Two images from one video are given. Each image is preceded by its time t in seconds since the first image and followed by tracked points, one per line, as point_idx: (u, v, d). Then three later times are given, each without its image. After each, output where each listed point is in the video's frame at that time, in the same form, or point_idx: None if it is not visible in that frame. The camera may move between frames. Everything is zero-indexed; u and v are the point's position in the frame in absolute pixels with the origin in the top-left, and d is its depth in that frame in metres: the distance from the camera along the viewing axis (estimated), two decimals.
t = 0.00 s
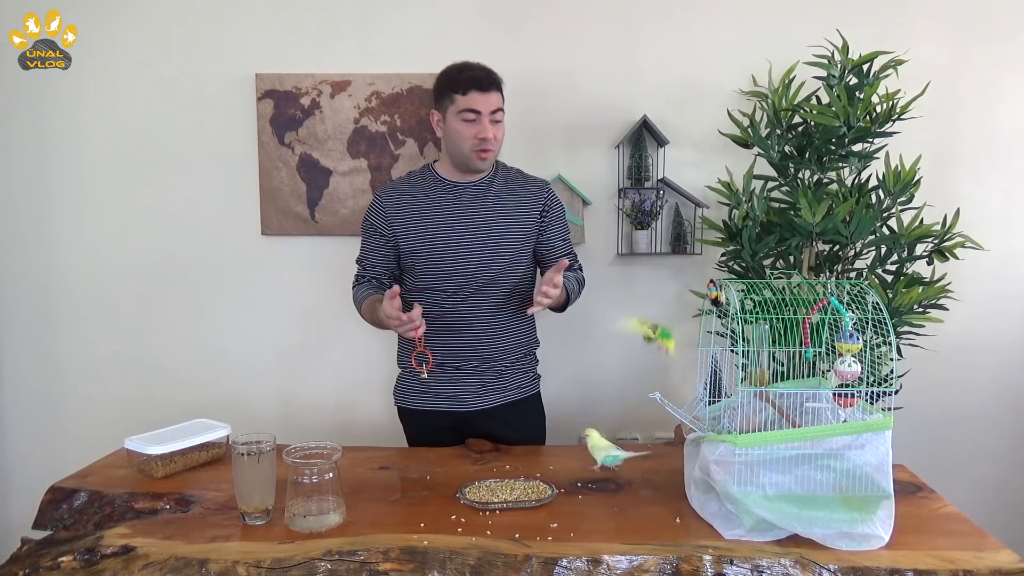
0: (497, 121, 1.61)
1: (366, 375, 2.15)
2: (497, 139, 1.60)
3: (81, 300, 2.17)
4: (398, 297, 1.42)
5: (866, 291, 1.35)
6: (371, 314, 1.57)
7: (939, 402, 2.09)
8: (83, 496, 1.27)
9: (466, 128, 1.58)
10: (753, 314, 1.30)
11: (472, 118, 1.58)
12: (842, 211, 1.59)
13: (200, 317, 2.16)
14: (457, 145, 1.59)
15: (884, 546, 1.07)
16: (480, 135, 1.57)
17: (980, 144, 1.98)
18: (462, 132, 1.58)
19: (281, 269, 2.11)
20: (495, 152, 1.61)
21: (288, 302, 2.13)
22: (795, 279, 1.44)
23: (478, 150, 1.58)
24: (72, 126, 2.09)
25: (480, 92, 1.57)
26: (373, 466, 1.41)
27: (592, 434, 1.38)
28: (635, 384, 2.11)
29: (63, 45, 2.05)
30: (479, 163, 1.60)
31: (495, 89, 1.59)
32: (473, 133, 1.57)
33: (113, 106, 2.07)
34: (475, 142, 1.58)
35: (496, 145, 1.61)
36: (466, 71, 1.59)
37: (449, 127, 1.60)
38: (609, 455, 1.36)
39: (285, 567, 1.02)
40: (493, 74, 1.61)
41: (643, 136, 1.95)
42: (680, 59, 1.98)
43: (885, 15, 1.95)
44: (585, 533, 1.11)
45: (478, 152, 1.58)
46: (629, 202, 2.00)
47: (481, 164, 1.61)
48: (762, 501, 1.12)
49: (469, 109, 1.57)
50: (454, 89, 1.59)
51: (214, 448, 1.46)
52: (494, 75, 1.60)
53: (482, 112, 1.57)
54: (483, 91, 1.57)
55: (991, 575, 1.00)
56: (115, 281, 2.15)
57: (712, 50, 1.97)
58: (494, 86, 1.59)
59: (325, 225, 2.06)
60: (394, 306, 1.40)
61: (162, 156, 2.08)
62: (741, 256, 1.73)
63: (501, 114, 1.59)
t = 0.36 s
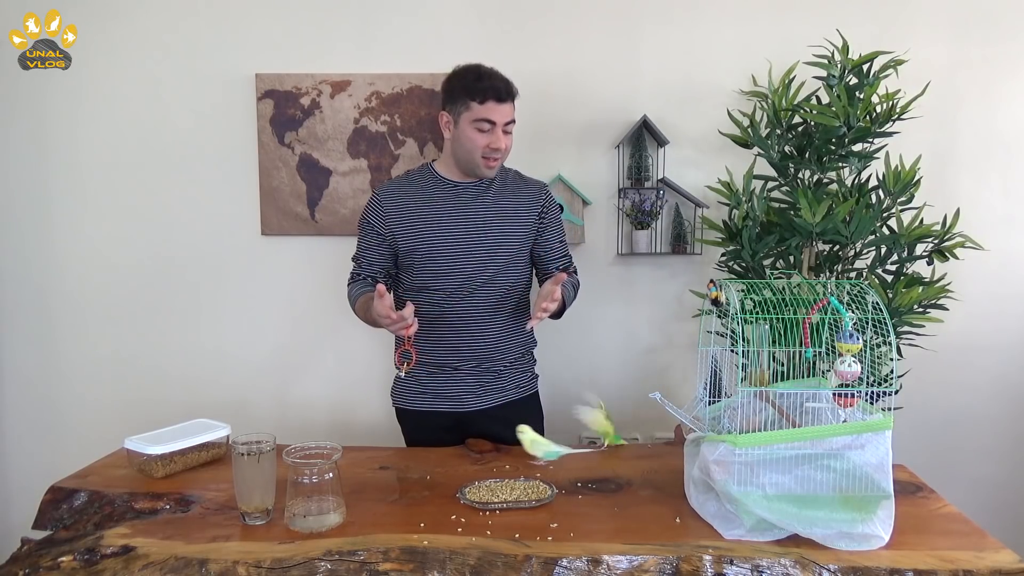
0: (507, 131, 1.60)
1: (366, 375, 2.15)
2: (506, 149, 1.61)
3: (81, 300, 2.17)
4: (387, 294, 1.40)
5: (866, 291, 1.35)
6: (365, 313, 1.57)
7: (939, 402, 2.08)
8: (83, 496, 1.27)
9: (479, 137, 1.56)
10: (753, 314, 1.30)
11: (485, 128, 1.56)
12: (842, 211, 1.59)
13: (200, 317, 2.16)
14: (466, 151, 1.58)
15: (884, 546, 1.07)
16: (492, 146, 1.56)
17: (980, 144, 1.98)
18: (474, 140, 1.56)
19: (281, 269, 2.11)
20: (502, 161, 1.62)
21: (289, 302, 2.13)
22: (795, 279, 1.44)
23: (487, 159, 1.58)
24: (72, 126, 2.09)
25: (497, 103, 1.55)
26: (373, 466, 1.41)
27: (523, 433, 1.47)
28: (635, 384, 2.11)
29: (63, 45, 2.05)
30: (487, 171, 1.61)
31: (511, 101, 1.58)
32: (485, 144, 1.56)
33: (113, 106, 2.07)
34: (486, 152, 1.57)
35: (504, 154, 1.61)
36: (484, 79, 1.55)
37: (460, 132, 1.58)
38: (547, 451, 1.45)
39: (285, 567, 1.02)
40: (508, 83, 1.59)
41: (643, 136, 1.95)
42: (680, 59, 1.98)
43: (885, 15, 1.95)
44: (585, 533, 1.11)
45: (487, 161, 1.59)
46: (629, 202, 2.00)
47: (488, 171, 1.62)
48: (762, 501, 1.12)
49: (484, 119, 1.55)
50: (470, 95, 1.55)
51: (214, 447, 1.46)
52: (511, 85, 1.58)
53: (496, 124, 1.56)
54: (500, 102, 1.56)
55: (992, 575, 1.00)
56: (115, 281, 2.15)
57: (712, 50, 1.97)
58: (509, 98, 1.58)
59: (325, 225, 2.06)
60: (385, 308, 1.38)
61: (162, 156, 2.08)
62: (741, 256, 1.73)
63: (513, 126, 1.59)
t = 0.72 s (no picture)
0: (498, 138, 1.57)
1: (366, 375, 2.15)
2: (495, 156, 1.58)
3: (81, 300, 2.17)
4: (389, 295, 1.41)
5: (866, 291, 1.35)
6: (364, 313, 1.54)
7: (938, 402, 2.09)
8: (83, 495, 1.27)
9: (463, 144, 1.54)
10: (753, 314, 1.30)
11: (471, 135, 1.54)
12: (842, 211, 1.59)
13: (199, 317, 2.16)
14: (453, 156, 1.57)
15: (884, 546, 1.08)
16: (477, 154, 1.54)
17: (980, 143, 1.98)
18: (460, 147, 1.54)
19: (281, 269, 2.11)
20: (491, 167, 1.59)
21: (288, 302, 2.13)
22: (795, 279, 1.44)
23: (474, 166, 1.57)
24: (72, 126, 2.09)
25: (484, 111, 1.51)
26: (373, 466, 1.41)
27: (461, 422, 1.43)
28: (635, 384, 2.11)
29: (63, 45, 2.05)
30: (475, 177, 1.59)
31: (500, 108, 1.53)
32: (470, 151, 1.54)
33: (113, 106, 2.07)
34: (470, 158, 1.55)
35: (494, 161, 1.58)
36: (473, 85, 1.51)
37: (448, 136, 1.57)
38: (468, 451, 1.41)
39: (285, 567, 1.02)
40: (501, 91, 1.54)
41: (643, 136, 1.94)
42: (680, 60, 1.98)
43: (885, 15, 1.95)
44: (585, 533, 1.11)
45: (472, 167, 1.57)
46: (629, 202, 2.00)
47: (475, 177, 1.59)
48: (762, 501, 1.12)
49: (470, 127, 1.52)
50: (459, 101, 1.52)
51: (214, 447, 1.46)
52: (501, 91, 1.53)
53: (482, 132, 1.53)
54: (487, 110, 1.51)
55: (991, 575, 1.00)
56: (115, 281, 2.15)
57: (712, 50, 1.97)
58: (499, 106, 1.53)
59: (325, 225, 2.06)
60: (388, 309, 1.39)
61: (162, 156, 2.08)
62: (741, 256, 1.73)
63: (501, 133, 1.54)
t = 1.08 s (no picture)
0: (482, 117, 1.59)
1: (366, 375, 2.15)
2: (479, 134, 1.59)
3: (81, 300, 2.17)
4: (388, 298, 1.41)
5: (866, 291, 1.35)
6: (363, 315, 1.55)
7: (938, 402, 2.09)
8: (83, 495, 1.27)
9: (447, 122, 1.59)
10: (753, 314, 1.30)
11: (454, 113, 1.58)
12: (842, 211, 1.59)
13: (199, 317, 2.16)
14: (440, 138, 1.60)
15: (884, 546, 1.08)
16: (459, 129, 1.56)
17: (980, 143, 1.98)
18: (444, 126, 1.59)
19: (281, 269, 2.11)
20: (477, 146, 1.59)
21: (288, 302, 2.13)
22: (795, 278, 1.44)
23: (458, 145, 1.57)
24: (72, 126, 2.09)
25: (464, 88, 1.57)
26: (373, 466, 1.41)
27: (444, 421, 1.38)
28: (635, 384, 2.11)
29: (63, 45, 2.05)
30: (459, 158, 1.58)
31: (481, 86, 1.58)
32: (453, 127, 1.57)
33: (112, 106, 2.07)
34: (453, 136, 1.57)
35: (478, 140, 1.59)
36: (454, 67, 1.60)
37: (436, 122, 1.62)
38: (444, 451, 1.38)
39: (285, 567, 1.02)
40: (484, 72, 1.60)
41: (643, 136, 1.95)
42: (680, 59, 1.98)
43: (885, 15, 1.95)
44: (585, 533, 1.11)
45: (457, 146, 1.58)
46: (629, 202, 2.01)
47: (463, 159, 1.59)
48: (762, 501, 1.12)
49: (452, 104, 1.57)
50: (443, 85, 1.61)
51: (214, 447, 1.46)
52: (483, 73, 1.59)
53: (464, 107, 1.57)
54: (467, 86, 1.57)
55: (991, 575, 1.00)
56: (115, 280, 2.15)
57: (712, 50, 1.97)
58: (480, 82, 1.58)
59: (325, 225, 2.06)
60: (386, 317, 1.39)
61: (162, 156, 2.08)
62: (741, 256, 1.73)
63: (483, 109, 1.57)
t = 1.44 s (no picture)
0: (489, 109, 1.61)
1: (366, 375, 2.15)
2: (487, 125, 1.60)
3: (81, 300, 2.17)
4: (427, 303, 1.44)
5: (866, 291, 1.34)
6: (387, 310, 1.53)
7: (938, 401, 2.08)
8: (83, 495, 1.27)
9: (455, 115, 1.60)
10: (753, 314, 1.30)
11: (463, 105, 1.60)
12: (842, 211, 1.59)
13: (199, 317, 2.16)
14: (449, 132, 1.62)
15: (884, 546, 1.08)
16: (467, 120, 1.58)
17: (979, 144, 1.98)
18: (452, 119, 1.61)
19: (282, 269, 2.11)
20: (486, 137, 1.59)
21: (288, 302, 2.13)
22: (795, 278, 1.44)
23: (465, 136, 1.58)
24: (72, 125, 2.09)
25: (471, 80, 1.59)
26: (373, 466, 1.41)
27: (445, 421, 1.38)
28: (635, 384, 2.11)
29: (63, 45, 2.05)
30: (468, 149, 1.59)
31: (487, 78, 1.60)
32: (461, 119, 1.59)
33: (112, 106, 2.07)
34: (462, 128, 1.59)
35: (487, 131, 1.60)
36: (461, 63, 1.63)
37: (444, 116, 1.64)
38: (445, 450, 1.38)
39: (285, 567, 1.02)
40: (490, 66, 1.63)
41: (643, 136, 1.95)
42: (680, 60, 1.98)
43: (885, 15, 1.95)
44: (585, 533, 1.11)
45: (465, 137, 1.58)
46: (629, 202, 2.01)
47: (472, 150, 1.59)
48: (762, 501, 1.12)
49: (460, 96, 1.59)
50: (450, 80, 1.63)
51: (214, 447, 1.46)
52: (489, 66, 1.62)
53: (471, 99, 1.59)
54: (474, 78, 1.59)
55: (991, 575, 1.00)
56: (115, 280, 2.15)
57: (712, 50, 1.97)
58: (487, 75, 1.60)
59: (325, 225, 2.06)
60: (430, 337, 1.41)
61: (162, 156, 2.08)
62: (741, 256, 1.73)
63: (490, 100, 1.59)
